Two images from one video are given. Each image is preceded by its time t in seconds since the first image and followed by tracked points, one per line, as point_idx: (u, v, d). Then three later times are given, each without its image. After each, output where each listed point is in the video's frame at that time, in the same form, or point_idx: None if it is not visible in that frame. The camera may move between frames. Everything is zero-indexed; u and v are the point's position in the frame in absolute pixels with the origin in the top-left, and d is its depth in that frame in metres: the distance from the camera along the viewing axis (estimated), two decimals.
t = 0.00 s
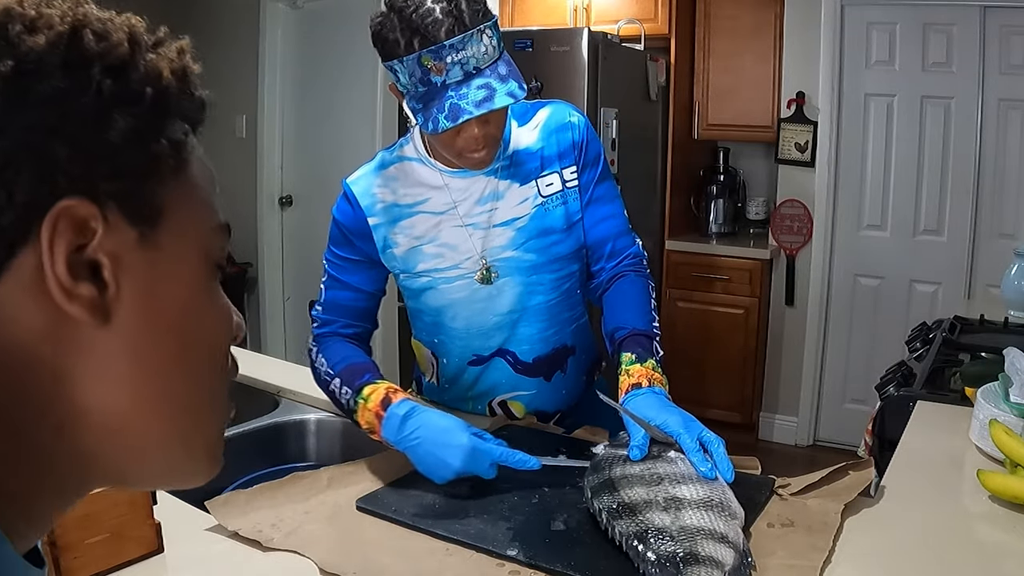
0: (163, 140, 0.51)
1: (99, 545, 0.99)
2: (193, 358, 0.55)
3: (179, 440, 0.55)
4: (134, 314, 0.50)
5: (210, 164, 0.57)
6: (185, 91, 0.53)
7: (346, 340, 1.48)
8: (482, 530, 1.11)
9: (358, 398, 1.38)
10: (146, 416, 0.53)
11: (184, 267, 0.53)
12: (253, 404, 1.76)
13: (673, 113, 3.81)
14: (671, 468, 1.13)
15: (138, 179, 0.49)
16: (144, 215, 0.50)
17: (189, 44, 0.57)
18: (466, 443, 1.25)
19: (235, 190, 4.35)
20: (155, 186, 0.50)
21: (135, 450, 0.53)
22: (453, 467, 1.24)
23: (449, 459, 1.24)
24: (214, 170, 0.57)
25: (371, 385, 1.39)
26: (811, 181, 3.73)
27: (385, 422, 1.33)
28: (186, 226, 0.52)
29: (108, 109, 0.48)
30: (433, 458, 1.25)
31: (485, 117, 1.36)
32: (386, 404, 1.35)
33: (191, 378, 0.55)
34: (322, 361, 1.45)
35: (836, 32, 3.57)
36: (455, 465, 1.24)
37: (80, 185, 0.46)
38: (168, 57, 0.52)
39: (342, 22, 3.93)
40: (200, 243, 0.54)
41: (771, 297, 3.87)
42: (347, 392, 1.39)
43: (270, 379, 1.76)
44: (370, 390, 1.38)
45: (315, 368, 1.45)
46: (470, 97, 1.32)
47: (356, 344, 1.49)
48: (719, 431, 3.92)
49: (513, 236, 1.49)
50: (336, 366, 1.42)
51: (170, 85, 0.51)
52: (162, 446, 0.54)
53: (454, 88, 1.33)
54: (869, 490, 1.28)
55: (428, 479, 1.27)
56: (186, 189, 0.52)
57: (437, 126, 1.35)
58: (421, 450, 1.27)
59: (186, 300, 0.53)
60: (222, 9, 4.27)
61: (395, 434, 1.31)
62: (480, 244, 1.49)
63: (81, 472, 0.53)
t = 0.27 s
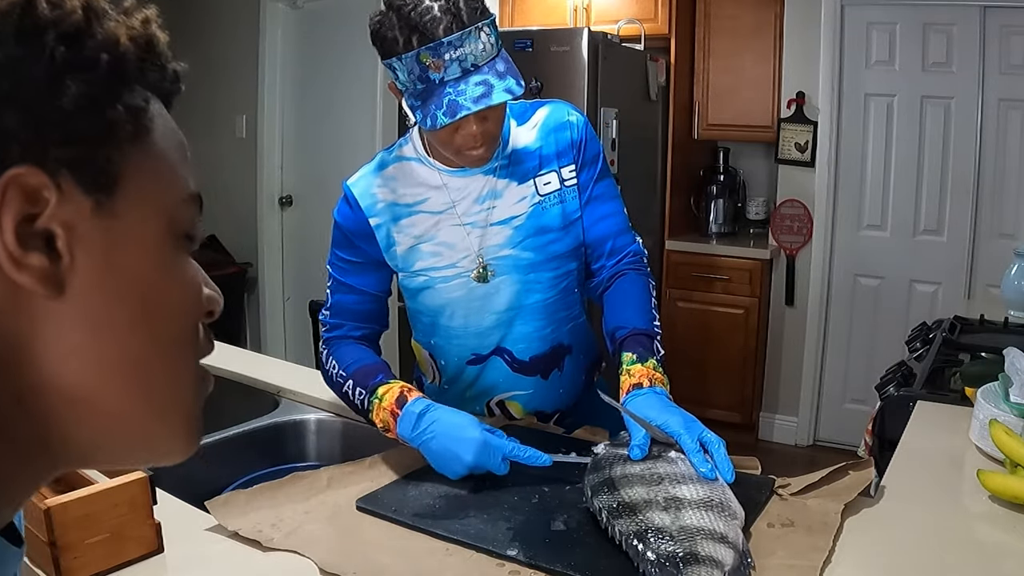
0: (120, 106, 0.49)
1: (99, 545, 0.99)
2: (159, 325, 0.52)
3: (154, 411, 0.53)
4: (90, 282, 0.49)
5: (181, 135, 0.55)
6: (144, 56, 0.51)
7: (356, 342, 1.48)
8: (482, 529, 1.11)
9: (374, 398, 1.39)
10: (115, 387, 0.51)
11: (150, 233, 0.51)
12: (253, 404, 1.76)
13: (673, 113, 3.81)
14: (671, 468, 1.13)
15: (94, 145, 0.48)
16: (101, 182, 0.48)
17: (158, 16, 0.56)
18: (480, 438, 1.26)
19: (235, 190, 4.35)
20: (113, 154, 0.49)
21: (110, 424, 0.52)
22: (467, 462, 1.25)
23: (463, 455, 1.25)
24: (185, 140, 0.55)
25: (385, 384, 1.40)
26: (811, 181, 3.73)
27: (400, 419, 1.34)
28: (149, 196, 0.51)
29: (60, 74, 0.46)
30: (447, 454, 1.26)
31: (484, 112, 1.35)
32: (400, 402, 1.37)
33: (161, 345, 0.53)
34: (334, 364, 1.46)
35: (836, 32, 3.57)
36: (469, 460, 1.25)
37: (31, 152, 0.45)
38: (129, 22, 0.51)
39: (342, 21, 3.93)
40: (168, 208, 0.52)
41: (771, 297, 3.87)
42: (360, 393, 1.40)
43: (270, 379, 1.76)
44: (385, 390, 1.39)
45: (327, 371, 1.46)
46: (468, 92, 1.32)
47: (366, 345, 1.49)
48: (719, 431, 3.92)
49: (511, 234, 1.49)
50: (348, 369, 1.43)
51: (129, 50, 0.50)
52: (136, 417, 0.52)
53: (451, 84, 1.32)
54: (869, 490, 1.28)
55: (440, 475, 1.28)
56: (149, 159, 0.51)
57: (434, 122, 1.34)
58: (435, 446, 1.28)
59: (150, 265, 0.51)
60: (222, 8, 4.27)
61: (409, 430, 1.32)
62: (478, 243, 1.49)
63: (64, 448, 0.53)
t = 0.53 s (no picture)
0: (76, 92, 0.50)
1: (99, 545, 0.99)
2: (114, 318, 0.53)
3: (111, 406, 0.54)
4: (38, 277, 0.50)
5: (159, 124, 0.57)
6: (108, 42, 0.52)
7: (358, 338, 1.50)
8: (481, 529, 1.11)
9: (375, 395, 1.40)
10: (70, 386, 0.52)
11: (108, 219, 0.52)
12: (253, 403, 1.76)
13: (673, 113, 3.81)
14: (670, 468, 1.13)
15: (48, 130, 0.49)
16: (56, 171, 0.50)
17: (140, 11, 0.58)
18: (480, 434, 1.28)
19: (235, 190, 4.35)
20: (70, 141, 0.50)
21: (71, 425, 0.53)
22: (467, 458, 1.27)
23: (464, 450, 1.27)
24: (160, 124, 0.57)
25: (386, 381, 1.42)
26: (811, 181, 3.73)
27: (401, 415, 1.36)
28: (109, 180, 0.52)
29: (11, 62, 0.48)
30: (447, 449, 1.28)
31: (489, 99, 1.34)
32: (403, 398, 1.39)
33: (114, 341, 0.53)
34: (337, 360, 1.47)
35: (836, 32, 3.57)
36: (469, 455, 1.26)
37: None
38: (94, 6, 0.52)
39: (342, 21, 3.93)
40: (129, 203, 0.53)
41: (771, 297, 3.87)
42: (363, 389, 1.42)
43: (270, 379, 1.76)
44: (386, 386, 1.40)
45: (330, 366, 1.48)
46: (468, 85, 1.31)
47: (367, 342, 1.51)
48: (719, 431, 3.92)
49: (513, 232, 1.49)
50: (349, 365, 1.45)
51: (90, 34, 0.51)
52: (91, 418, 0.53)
53: (453, 78, 1.32)
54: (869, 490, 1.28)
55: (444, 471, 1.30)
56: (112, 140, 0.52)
57: (435, 115, 1.34)
58: (436, 441, 1.30)
59: (101, 257, 0.52)
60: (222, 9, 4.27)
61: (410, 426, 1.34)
62: (481, 240, 1.49)
63: (27, 448, 0.54)
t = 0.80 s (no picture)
0: (64, 89, 0.50)
1: (99, 545, 0.99)
2: (97, 312, 0.53)
3: (92, 399, 0.54)
4: (22, 271, 0.50)
5: (149, 124, 0.57)
6: (97, 42, 0.52)
7: (360, 330, 1.52)
8: (481, 530, 1.11)
9: (372, 387, 1.42)
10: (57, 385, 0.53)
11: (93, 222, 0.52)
12: (253, 403, 1.76)
13: (673, 113, 3.81)
14: (671, 468, 1.13)
15: (35, 125, 0.49)
16: (43, 165, 0.50)
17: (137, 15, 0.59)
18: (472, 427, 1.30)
19: (235, 190, 4.36)
20: (57, 137, 0.50)
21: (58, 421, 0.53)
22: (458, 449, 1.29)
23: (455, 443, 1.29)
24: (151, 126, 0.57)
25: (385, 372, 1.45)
26: (811, 181, 3.73)
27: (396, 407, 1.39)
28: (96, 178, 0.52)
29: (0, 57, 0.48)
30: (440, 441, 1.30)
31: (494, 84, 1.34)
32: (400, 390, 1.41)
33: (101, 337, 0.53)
34: (338, 351, 1.50)
35: (836, 32, 3.57)
36: (461, 450, 1.28)
37: None
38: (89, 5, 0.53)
39: (342, 21, 3.93)
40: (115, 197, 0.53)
41: (771, 297, 3.87)
42: (360, 380, 1.44)
43: (270, 379, 1.76)
44: (382, 379, 1.43)
45: (332, 355, 1.51)
46: (471, 72, 1.31)
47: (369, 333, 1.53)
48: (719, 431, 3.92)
49: (517, 229, 1.49)
50: (349, 356, 1.47)
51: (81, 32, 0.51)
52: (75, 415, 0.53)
53: (456, 66, 1.33)
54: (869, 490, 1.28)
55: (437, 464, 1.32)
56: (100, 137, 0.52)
57: (438, 101, 1.34)
58: (430, 434, 1.32)
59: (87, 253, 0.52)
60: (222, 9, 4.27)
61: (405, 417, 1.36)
62: (484, 236, 1.49)
63: (11, 443, 0.54)
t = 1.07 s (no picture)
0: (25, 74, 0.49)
1: (99, 545, 0.99)
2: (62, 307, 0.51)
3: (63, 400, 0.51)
4: None
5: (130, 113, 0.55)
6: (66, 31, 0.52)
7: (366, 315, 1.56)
8: (482, 530, 1.11)
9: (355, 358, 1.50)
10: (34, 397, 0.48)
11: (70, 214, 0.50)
12: (253, 403, 1.77)
13: (673, 113, 3.81)
14: (672, 467, 1.13)
15: None
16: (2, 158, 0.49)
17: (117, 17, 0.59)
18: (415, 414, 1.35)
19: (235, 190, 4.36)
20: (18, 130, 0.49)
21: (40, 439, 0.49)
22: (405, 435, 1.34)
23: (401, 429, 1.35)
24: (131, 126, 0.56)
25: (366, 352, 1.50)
26: (812, 181, 3.73)
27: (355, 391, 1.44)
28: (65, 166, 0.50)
29: None
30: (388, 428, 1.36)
31: (503, 64, 1.37)
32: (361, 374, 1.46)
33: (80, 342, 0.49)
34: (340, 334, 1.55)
35: (836, 32, 3.57)
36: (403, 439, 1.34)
37: None
38: None
39: (342, 21, 3.94)
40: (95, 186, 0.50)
41: (771, 298, 3.87)
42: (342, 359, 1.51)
43: (270, 379, 1.76)
44: (353, 363, 1.49)
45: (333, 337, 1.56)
46: (480, 47, 1.34)
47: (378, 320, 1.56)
48: (719, 431, 3.92)
49: (520, 224, 1.49)
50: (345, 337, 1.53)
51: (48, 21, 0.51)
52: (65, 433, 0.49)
53: (467, 43, 1.36)
54: (869, 490, 1.28)
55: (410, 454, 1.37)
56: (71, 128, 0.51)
57: (447, 74, 1.36)
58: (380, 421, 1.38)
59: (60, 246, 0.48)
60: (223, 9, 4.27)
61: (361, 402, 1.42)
62: (485, 228, 1.50)
63: None
